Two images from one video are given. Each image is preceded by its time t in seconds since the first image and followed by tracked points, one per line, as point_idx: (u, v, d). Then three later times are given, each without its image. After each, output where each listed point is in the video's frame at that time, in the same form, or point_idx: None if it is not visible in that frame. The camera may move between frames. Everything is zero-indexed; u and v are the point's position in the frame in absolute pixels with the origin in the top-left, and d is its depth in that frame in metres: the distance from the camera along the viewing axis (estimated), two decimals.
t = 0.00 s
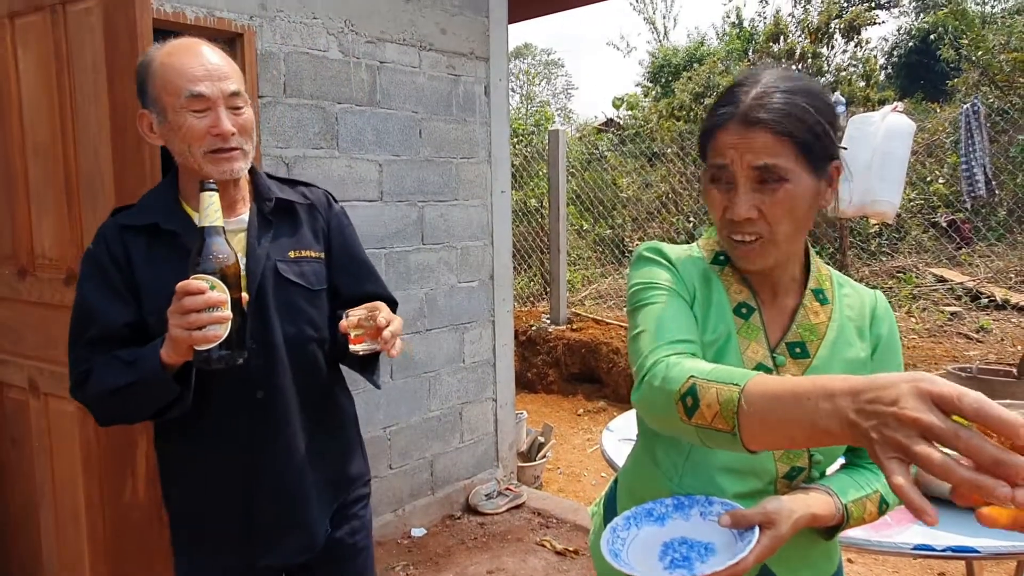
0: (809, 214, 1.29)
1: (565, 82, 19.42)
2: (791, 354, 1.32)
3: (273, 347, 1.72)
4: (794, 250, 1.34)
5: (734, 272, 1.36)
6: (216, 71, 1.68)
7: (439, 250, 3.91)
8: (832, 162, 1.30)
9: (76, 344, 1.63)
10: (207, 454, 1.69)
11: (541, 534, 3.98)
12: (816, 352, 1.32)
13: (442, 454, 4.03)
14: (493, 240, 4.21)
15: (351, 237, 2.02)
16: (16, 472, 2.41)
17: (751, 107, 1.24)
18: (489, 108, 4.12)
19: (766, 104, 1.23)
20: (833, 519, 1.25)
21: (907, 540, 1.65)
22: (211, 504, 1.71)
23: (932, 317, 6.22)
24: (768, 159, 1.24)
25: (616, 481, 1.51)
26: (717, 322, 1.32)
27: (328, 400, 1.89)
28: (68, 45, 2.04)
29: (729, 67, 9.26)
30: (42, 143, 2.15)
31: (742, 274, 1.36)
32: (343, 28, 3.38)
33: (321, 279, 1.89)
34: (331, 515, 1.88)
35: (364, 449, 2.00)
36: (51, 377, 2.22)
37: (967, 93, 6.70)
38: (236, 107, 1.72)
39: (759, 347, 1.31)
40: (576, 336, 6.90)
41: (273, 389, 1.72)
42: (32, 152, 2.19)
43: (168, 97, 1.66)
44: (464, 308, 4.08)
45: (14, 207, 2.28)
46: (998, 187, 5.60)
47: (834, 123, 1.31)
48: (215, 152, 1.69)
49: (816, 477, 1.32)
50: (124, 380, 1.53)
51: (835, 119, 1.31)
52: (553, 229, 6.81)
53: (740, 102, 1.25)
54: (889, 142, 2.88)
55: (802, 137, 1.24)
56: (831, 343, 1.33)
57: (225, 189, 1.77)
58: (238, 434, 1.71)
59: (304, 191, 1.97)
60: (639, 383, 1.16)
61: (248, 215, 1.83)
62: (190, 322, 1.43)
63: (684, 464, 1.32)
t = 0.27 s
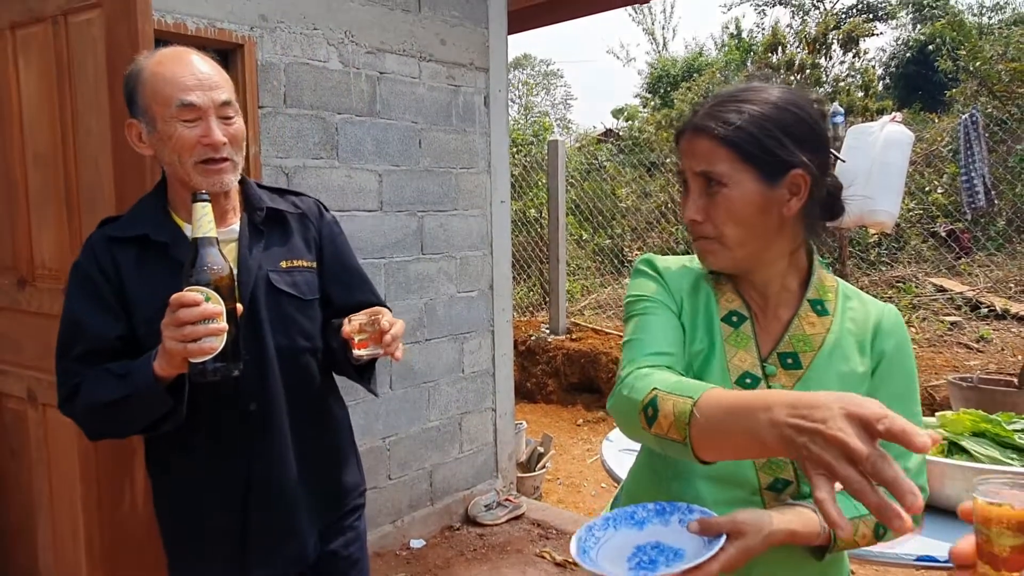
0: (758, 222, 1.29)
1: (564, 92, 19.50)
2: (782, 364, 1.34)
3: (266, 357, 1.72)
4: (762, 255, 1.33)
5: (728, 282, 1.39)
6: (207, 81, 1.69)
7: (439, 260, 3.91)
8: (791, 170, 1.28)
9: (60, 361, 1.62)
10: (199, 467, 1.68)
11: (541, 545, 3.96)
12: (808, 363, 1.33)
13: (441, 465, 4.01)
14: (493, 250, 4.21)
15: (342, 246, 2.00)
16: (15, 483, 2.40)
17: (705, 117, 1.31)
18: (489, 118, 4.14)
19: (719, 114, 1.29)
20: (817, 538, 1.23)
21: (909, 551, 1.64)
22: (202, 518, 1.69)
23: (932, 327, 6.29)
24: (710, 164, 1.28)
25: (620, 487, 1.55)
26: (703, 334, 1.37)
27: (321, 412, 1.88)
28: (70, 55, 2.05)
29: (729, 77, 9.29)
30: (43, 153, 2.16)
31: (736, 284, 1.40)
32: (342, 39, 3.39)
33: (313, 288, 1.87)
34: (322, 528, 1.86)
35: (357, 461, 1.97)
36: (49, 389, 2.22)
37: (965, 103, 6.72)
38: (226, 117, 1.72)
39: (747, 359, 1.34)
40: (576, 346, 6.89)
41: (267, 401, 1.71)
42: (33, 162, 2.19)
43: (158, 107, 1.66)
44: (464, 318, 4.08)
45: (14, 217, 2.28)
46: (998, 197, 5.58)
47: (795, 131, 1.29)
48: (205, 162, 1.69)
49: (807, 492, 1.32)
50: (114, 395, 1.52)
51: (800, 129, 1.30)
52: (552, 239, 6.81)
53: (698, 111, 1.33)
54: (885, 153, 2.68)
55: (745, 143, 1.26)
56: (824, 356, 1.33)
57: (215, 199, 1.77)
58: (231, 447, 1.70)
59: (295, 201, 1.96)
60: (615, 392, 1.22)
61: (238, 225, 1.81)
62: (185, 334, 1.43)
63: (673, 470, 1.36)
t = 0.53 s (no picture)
0: (729, 224, 1.37)
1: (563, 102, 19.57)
2: (748, 372, 1.38)
3: (276, 367, 1.72)
4: (737, 257, 1.41)
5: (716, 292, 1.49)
6: (233, 92, 1.70)
7: (439, 269, 3.92)
8: (762, 175, 1.36)
9: (73, 366, 1.62)
10: (205, 475, 1.68)
11: (541, 555, 3.96)
12: (771, 373, 1.36)
13: (441, 473, 4.01)
14: (493, 259, 4.22)
15: (355, 259, 2.01)
16: (15, 493, 2.39)
17: (688, 127, 1.42)
18: (489, 128, 4.16)
19: (699, 123, 1.40)
20: (752, 548, 1.27)
21: (909, 558, 1.64)
22: (207, 525, 1.69)
23: (931, 336, 6.30)
24: (688, 170, 1.39)
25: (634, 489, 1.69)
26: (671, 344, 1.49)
27: (330, 422, 1.88)
28: (74, 66, 2.07)
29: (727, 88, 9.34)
30: (47, 162, 2.17)
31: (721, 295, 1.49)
32: (344, 49, 3.41)
33: (326, 299, 1.88)
34: (329, 540, 1.84)
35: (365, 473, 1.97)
36: (51, 397, 2.23)
37: (962, 113, 6.75)
38: (250, 129, 1.74)
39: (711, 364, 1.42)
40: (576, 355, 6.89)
41: (276, 411, 1.71)
42: (36, 171, 2.21)
43: (184, 116, 1.68)
44: (464, 327, 4.09)
45: (18, 226, 2.29)
46: (995, 207, 5.59)
47: (771, 139, 1.36)
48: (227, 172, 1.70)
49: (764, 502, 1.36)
50: (125, 398, 1.52)
51: (778, 137, 1.37)
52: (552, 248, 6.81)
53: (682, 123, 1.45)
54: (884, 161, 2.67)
55: (717, 149, 1.36)
56: (790, 370, 1.35)
57: (232, 206, 1.79)
58: (237, 455, 1.70)
59: (310, 213, 1.97)
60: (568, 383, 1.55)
61: (254, 234, 1.83)
62: (194, 338, 1.43)
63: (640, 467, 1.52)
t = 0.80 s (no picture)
0: (698, 226, 1.42)
1: (561, 112, 19.67)
2: (707, 367, 1.45)
3: (282, 373, 1.71)
4: (708, 256, 1.46)
5: (696, 296, 1.59)
6: (257, 101, 1.69)
7: (438, 277, 3.93)
8: (726, 178, 1.40)
9: (80, 364, 1.60)
10: (207, 479, 1.67)
11: (540, 562, 3.95)
12: (728, 367, 1.42)
13: (440, 481, 4.01)
14: (492, 267, 4.24)
15: (364, 268, 2.00)
16: (16, 499, 2.40)
17: (659, 136, 1.48)
18: (488, 137, 4.19)
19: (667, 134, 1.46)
20: (669, 525, 1.32)
21: (908, 560, 1.66)
22: (207, 531, 1.67)
23: (929, 343, 6.22)
24: (658, 176, 1.45)
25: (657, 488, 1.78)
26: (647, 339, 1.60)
27: (334, 427, 1.87)
28: (79, 74, 2.09)
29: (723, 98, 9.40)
30: (50, 169, 2.19)
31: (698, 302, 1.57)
32: (345, 58, 3.44)
33: (333, 307, 1.88)
34: (330, 548, 1.83)
35: (367, 479, 1.96)
36: (52, 402, 2.23)
37: (958, 122, 6.80)
38: (270, 139, 1.73)
39: (676, 360, 1.50)
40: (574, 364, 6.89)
41: (279, 416, 1.71)
42: (39, 178, 2.22)
43: (206, 122, 1.66)
44: (463, 334, 4.10)
45: (20, 232, 2.30)
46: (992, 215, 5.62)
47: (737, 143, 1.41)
48: (244, 179, 1.69)
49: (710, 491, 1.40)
50: (134, 399, 1.51)
51: (745, 142, 1.41)
52: (551, 256, 6.83)
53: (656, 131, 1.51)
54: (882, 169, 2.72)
55: (683, 155, 1.41)
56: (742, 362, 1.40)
57: (246, 211, 1.77)
58: (240, 460, 1.69)
59: (321, 221, 1.97)
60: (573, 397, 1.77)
61: (265, 240, 1.82)
62: (206, 342, 1.40)
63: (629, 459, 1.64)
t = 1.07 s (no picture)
0: (664, 237, 1.55)
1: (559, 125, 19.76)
2: (669, 369, 1.59)
3: (290, 385, 1.73)
4: (675, 266, 1.60)
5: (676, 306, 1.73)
6: (277, 118, 1.69)
7: (438, 288, 3.96)
8: (691, 197, 1.52)
9: (90, 372, 1.63)
10: (215, 488, 1.69)
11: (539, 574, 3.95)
12: (682, 368, 1.55)
13: (440, 492, 4.02)
14: (492, 278, 4.27)
15: (370, 283, 2.02)
16: (18, 510, 2.41)
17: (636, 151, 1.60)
18: (488, 149, 4.23)
19: (641, 151, 1.58)
20: (596, 502, 1.47)
21: (903, 568, 1.68)
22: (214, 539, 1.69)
23: (927, 355, 6.27)
24: (631, 190, 1.58)
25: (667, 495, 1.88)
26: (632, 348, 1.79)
27: (340, 438, 1.88)
28: (86, 88, 2.13)
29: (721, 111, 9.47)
30: (56, 181, 2.22)
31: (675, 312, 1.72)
32: (346, 72, 3.49)
33: (340, 320, 1.89)
34: (333, 557, 1.84)
35: (371, 491, 1.97)
36: (56, 412, 2.25)
37: (954, 135, 6.86)
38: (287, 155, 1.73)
39: (648, 365, 1.68)
40: (573, 375, 6.90)
41: (287, 427, 1.72)
42: (45, 190, 2.26)
43: (225, 136, 1.66)
44: (463, 345, 4.12)
45: (26, 242, 2.33)
46: (989, 227, 5.67)
47: (702, 164, 1.52)
48: (260, 194, 1.69)
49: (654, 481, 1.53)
50: (145, 407, 1.53)
51: (709, 163, 1.53)
52: (550, 268, 6.86)
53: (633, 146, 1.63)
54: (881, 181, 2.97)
55: (653, 172, 1.54)
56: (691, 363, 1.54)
57: (259, 225, 1.79)
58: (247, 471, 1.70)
59: (329, 235, 1.99)
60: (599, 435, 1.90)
61: (276, 253, 1.84)
62: (222, 352, 1.42)
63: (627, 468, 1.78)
